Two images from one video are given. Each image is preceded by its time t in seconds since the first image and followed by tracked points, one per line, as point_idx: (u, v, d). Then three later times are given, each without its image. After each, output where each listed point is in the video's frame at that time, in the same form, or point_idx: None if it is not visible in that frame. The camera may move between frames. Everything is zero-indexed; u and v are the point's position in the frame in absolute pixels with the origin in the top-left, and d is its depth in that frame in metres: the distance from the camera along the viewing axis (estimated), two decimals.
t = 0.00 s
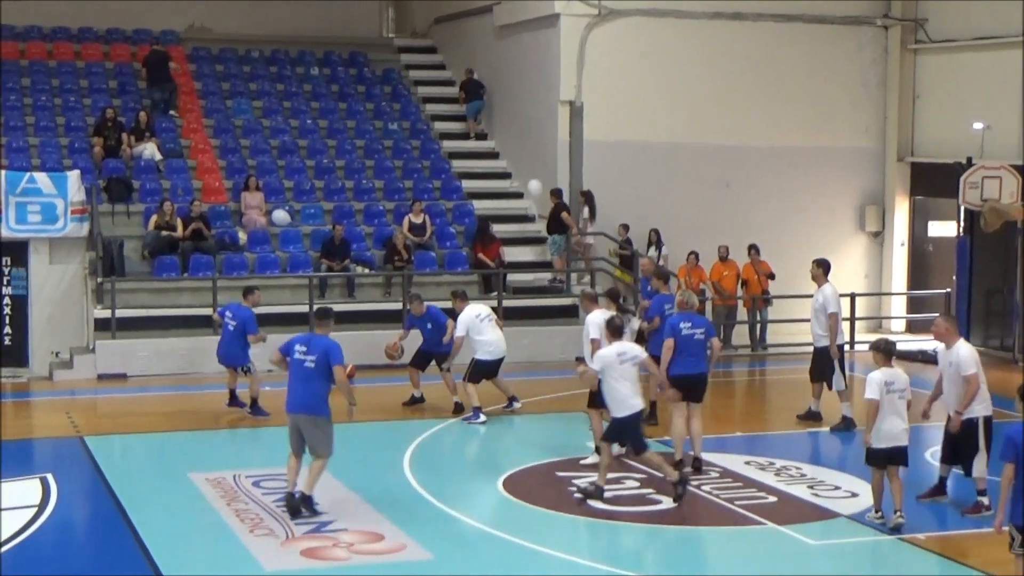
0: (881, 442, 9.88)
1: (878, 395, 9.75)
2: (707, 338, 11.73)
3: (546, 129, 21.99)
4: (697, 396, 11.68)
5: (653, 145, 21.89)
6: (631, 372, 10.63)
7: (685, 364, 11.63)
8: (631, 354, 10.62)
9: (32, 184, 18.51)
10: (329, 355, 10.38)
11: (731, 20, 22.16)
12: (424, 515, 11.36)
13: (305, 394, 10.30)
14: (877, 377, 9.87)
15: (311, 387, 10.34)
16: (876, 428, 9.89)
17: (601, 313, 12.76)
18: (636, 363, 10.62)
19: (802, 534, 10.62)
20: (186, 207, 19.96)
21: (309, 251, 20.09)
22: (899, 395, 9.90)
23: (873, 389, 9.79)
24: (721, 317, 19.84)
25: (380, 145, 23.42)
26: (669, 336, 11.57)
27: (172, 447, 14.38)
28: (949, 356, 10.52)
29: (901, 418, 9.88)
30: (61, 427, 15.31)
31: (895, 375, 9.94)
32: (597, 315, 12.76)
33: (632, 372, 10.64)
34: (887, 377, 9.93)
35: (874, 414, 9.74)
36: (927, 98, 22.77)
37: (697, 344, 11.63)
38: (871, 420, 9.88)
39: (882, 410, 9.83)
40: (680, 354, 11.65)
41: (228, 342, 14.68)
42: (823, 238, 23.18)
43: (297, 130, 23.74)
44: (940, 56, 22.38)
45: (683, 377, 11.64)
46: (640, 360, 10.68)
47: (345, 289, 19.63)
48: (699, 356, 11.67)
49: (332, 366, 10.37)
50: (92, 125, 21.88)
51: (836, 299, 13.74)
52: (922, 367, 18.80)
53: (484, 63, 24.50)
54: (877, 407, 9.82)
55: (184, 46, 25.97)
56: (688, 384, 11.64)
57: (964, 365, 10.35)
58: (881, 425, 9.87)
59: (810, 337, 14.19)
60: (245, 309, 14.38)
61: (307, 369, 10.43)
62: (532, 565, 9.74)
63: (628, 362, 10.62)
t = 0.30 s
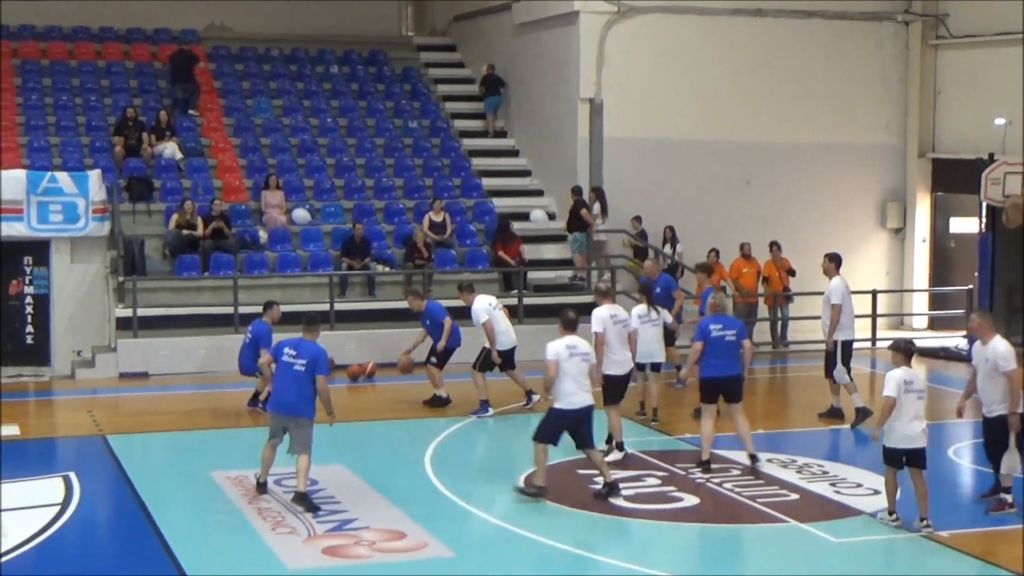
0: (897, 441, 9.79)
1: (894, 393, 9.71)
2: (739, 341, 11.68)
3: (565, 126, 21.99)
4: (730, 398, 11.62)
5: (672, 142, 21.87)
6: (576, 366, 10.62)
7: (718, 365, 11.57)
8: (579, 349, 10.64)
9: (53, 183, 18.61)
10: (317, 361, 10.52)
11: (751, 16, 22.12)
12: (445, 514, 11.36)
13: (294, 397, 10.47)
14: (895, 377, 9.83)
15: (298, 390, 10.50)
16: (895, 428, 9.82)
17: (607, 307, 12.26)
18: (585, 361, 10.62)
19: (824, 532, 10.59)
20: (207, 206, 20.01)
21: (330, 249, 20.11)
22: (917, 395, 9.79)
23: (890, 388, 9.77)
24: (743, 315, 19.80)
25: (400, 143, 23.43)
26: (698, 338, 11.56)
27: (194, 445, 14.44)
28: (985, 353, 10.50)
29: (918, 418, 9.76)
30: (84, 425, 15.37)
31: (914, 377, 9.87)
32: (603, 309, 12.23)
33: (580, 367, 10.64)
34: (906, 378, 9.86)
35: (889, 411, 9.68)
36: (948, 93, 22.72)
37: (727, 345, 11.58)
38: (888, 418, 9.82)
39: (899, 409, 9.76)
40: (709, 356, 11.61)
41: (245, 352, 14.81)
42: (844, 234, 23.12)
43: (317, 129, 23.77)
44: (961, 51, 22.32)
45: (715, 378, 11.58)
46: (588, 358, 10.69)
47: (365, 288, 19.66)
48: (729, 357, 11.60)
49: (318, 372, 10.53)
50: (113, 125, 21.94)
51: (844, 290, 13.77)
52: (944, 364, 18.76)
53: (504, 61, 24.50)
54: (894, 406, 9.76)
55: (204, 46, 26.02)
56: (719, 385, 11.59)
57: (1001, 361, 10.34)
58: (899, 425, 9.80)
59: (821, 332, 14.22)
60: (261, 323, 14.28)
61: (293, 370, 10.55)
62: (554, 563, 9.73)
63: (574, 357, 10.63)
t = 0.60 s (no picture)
0: (912, 452, 9.28)
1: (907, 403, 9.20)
2: (793, 341, 11.69)
3: (595, 124, 21.99)
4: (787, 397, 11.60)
5: (701, 140, 21.85)
6: (525, 364, 10.58)
7: (775, 364, 11.55)
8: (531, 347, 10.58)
9: (84, 182, 18.73)
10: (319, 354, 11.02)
11: (781, 14, 22.07)
12: (476, 512, 11.37)
13: (294, 384, 11.07)
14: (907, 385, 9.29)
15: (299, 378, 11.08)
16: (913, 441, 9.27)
17: (630, 300, 12.38)
18: (528, 356, 10.56)
19: (856, 531, 10.56)
20: (237, 204, 20.08)
21: (360, 248, 20.15)
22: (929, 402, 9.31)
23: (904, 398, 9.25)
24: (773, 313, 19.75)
25: (429, 142, 23.44)
26: (755, 338, 11.53)
27: (226, 442, 14.52)
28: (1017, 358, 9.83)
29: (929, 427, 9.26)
30: (116, 424, 15.43)
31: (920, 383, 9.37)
32: (625, 303, 12.36)
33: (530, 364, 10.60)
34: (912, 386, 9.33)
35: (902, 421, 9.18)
36: (980, 90, 22.62)
37: (782, 345, 11.58)
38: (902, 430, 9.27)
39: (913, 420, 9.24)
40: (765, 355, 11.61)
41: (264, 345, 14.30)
42: (874, 232, 23.04)
43: (346, 128, 23.82)
44: (993, 48, 22.22)
45: (771, 378, 11.57)
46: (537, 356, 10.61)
47: (395, 286, 19.69)
48: (785, 357, 11.62)
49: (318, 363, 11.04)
50: (143, 124, 22.03)
51: (865, 285, 13.77)
52: (976, 363, 18.67)
53: (533, 59, 24.50)
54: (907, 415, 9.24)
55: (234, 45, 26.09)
56: (774, 385, 11.58)
57: None
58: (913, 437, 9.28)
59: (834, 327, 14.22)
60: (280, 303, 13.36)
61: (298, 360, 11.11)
62: (585, 562, 9.72)
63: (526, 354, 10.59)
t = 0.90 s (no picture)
0: (909, 448, 9.27)
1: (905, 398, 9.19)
2: (816, 340, 11.62)
3: (610, 123, 21.97)
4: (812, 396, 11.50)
5: (716, 139, 21.82)
6: (480, 365, 10.79)
7: (798, 363, 11.48)
8: (490, 350, 10.79)
9: (100, 180, 18.84)
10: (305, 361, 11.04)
11: (797, 12, 22.01)
12: (490, 510, 11.37)
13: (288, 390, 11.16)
14: (901, 381, 9.26)
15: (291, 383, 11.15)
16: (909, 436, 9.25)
17: (635, 299, 12.37)
18: (484, 358, 10.77)
19: (871, 530, 10.53)
20: (253, 202, 20.12)
21: (375, 246, 20.17)
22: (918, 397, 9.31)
23: (899, 392, 9.22)
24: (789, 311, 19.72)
25: (444, 140, 23.45)
26: (777, 337, 11.49)
27: (239, 439, 14.54)
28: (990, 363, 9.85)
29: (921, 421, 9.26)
30: (131, 421, 15.46)
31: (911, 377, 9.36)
32: (631, 301, 12.36)
33: (487, 367, 10.79)
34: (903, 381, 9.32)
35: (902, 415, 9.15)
36: (997, 88, 22.55)
37: (805, 343, 11.52)
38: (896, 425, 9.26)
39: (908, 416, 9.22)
40: (788, 354, 11.53)
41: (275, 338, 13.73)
42: (890, 231, 22.97)
43: (362, 126, 23.84)
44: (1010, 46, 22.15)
45: (794, 376, 11.47)
46: (493, 358, 10.79)
47: (411, 285, 19.69)
48: (808, 356, 11.53)
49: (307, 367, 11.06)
50: (159, 122, 22.08)
51: (875, 284, 13.70)
52: (992, 361, 18.61)
53: (549, 57, 24.49)
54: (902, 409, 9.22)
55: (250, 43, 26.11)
56: (799, 384, 11.48)
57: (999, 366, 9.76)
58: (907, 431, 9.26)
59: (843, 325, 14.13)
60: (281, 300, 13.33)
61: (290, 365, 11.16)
62: (599, 560, 9.71)
63: (484, 356, 10.79)
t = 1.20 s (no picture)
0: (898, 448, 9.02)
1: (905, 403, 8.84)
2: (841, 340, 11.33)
3: (624, 121, 21.95)
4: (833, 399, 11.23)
5: (729, 138, 21.79)
6: (422, 357, 10.50)
7: (819, 364, 11.21)
8: (432, 342, 10.49)
9: (113, 176, 18.90)
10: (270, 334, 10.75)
11: (812, 11, 21.97)
12: (501, 507, 11.36)
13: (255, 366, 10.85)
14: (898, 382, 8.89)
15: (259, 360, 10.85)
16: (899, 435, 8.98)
17: (633, 299, 12.39)
18: (428, 349, 10.46)
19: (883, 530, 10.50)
20: (266, 199, 20.14)
21: (388, 243, 20.18)
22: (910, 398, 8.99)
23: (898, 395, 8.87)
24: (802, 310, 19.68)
25: (457, 138, 23.47)
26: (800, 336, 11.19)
27: (251, 434, 14.56)
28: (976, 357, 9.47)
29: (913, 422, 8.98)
30: (143, 416, 15.48)
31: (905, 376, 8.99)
32: (629, 302, 12.36)
33: (428, 358, 10.47)
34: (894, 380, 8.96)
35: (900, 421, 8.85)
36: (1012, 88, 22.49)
37: (830, 346, 11.23)
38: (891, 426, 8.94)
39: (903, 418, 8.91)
40: (809, 356, 11.26)
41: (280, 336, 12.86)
42: (904, 231, 22.92)
43: (375, 123, 23.85)
44: None
45: (814, 380, 11.21)
46: (434, 349, 10.47)
47: (423, 282, 19.69)
48: (831, 358, 11.23)
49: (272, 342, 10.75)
50: (173, 119, 22.12)
51: (881, 285, 13.56)
52: (1006, 363, 18.55)
53: (563, 55, 24.47)
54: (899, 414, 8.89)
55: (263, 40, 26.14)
56: (821, 386, 11.21)
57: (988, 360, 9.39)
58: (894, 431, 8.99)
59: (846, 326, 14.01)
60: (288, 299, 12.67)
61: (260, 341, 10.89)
62: (610, 558, 9.70)
63: (430, 349, 10.50)
